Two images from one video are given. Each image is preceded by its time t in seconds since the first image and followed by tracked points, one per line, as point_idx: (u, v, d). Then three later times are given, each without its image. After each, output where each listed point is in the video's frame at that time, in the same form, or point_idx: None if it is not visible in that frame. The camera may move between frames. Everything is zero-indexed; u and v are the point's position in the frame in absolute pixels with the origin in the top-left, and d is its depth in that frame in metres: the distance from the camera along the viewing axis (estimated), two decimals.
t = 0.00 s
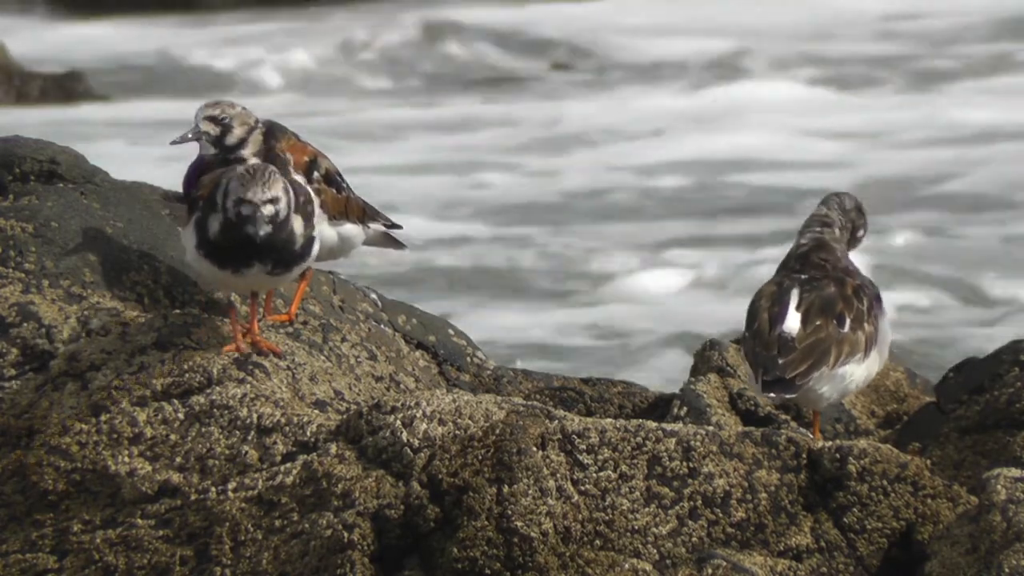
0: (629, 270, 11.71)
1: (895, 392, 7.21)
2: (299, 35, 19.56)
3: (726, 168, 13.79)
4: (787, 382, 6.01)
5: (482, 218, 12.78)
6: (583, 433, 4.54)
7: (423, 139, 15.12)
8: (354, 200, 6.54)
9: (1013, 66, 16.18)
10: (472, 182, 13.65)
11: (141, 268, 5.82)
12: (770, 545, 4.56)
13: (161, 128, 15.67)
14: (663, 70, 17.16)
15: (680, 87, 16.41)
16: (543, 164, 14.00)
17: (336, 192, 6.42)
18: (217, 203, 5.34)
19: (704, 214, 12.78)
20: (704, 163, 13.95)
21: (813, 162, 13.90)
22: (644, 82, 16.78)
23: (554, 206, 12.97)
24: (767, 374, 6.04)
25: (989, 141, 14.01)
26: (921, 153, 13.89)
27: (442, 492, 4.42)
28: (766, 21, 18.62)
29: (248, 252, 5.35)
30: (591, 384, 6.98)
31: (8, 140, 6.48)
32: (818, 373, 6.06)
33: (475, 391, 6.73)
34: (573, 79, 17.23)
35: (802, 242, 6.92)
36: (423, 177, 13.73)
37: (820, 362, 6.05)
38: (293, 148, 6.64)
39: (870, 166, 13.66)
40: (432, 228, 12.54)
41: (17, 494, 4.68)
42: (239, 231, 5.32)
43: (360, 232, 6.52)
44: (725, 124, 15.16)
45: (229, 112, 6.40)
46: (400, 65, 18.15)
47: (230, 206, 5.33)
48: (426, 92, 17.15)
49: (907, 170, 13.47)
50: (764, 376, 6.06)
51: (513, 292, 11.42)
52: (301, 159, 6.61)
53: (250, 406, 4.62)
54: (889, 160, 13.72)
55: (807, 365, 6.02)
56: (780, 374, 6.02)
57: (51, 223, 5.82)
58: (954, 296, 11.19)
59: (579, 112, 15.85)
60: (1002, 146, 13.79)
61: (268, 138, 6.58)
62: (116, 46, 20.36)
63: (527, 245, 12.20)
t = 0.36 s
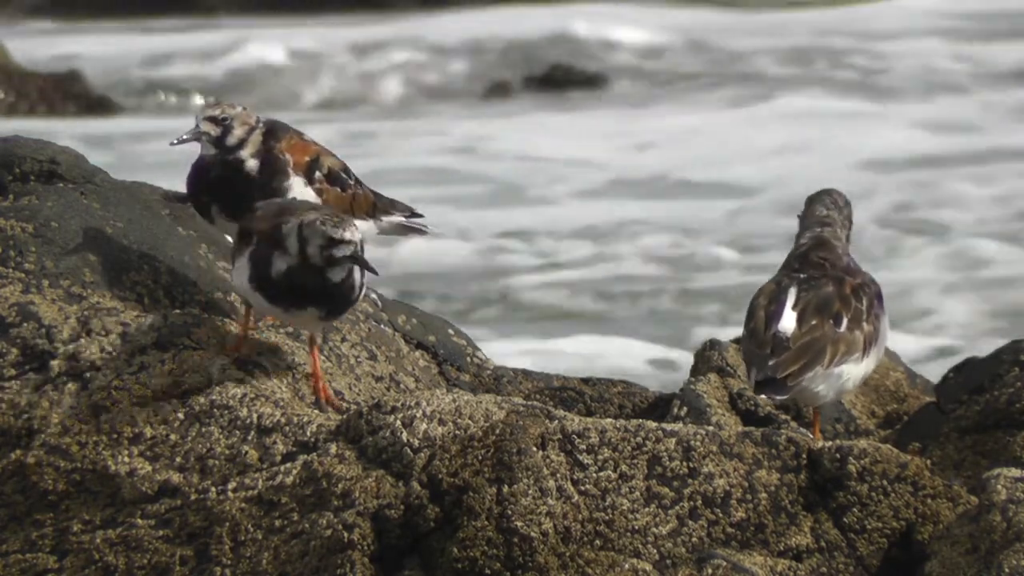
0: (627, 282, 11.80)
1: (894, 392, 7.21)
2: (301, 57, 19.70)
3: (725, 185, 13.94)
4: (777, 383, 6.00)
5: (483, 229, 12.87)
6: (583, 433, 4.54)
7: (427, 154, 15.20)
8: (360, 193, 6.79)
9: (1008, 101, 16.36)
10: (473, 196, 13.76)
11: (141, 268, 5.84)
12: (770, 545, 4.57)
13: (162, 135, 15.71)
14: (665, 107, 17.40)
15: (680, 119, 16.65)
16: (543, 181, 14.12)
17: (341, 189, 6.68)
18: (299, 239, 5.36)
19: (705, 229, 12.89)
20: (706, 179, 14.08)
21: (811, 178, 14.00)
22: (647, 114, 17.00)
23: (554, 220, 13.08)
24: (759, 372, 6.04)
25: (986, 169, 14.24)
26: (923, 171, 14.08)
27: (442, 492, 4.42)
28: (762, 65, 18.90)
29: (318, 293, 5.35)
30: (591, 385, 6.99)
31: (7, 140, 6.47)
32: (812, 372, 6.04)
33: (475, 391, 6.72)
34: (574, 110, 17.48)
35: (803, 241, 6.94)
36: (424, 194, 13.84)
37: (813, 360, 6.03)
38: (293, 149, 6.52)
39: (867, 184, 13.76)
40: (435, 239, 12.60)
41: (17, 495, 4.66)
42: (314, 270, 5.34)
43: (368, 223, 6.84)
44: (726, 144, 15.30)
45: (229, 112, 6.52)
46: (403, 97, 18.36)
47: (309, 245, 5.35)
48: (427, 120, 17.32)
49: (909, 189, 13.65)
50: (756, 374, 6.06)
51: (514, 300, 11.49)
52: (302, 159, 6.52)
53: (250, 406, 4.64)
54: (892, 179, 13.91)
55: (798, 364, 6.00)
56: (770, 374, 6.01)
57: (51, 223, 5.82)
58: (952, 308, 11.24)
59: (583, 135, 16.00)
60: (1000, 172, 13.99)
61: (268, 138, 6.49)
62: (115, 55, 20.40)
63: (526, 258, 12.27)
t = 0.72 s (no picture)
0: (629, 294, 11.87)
1: (895, 392, 7.20)
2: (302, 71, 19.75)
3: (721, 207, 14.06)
4: (777, 381, 5.98)
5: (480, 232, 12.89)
6: (583, 433, 4.54)
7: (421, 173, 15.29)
8: (359, 191, 6.68)
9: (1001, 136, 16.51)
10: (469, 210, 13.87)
11: (141, 269, 5.83)
12: (770, 545, 4.57)
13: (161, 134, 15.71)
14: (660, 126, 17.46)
15: (675, 138, 16.72)
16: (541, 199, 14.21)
17: (339, 190, 6.56)
18: (547, 266, 6.26)
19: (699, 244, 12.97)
20: (699, 202, 14.19)
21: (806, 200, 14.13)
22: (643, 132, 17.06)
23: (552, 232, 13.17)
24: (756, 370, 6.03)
25: (977, 194, 14.34)
26: (914, 201, 14.18)
27: (442, 492, 4.41)
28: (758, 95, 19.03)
29: (564, 314, 6.24)
30: (591, 385, 6.99)
31: (8, 140, 6.47)
32: (812, 371, 6.03)
33: (474, 390, 6.72)
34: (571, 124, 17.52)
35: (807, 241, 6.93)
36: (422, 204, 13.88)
37: (812, 360, 6.02)
38: (288, 150, 6.46)
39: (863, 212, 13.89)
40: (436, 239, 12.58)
41: (17, 494, 4.64)
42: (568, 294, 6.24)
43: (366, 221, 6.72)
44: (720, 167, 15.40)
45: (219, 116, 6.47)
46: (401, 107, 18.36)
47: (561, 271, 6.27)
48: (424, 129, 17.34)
49: (899, 217, 13.76)
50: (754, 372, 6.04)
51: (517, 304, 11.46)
52: (297, 161, 6.45)
53: (250, 406, 4.63)
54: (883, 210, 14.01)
55: (797, 364, 5.99)
56: (767, 372, 6.00)
57: (51, 223, 5.82)
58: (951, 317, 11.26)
59: (578, 152, 16.07)
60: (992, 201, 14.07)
61: (263, 141, 6.45)
62: (113, 60, 20.39)
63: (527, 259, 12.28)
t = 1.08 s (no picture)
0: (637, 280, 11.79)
1: (895, 392, 7.21)
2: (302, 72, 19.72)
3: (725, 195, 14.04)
4: (769, 374, 5.97)
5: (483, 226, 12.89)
6: (583, 434, 4.53)
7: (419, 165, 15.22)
8: (358, 191, 6.68)
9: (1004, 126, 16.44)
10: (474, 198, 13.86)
11: (141, 269, 5.83)
12: (770, 545, 4.57)
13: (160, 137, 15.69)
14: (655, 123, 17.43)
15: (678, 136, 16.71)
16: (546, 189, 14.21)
17: (338, 189, 6.56)
18: (564, 265, 6.28)
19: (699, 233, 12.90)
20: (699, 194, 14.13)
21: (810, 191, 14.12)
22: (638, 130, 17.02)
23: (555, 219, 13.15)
24: (750, 365, 6.01)
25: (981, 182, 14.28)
26: (910, 186, 14.16)
27: (442, 492, 4.41)
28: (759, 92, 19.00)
29: (581, 314, 6.27)
30: (590, 385, 6.99)
31: (7, 140, 6.46)
32: (806, 366, 6.03)
33: (474, 391, 6.71)
34: (565, 126, 17.51)
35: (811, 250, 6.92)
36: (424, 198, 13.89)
37: (806, 356, 6.03)
38: (285, 149, 6.45)
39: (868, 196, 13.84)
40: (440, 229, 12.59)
41: (17, 495, 4.65)
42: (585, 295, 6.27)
43: (366, 221, 6.72)
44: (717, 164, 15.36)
45: (218, 117, 6.50)
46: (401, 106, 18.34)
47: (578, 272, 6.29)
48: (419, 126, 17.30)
49: (897, 199, 13.72)
50: (748, 366, 6.02)
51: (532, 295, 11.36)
52: (294, 159, 6.44)
53: (250, 406, 4.63)
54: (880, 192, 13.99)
55: (790, 359, 5.99)
56: (761, 366, 5.98)
57: (51, 223, 5.82)
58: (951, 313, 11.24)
59: (574, 151, 16.04)
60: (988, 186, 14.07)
61: (261, 140, 6.46)
62: (111, 60, 20.35)
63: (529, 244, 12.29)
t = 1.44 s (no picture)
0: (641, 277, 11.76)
1: (895, 392, 7.21)
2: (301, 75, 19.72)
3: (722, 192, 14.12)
4: (768, 375, 5.96)
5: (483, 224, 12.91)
6: (583, 433, 4.54)
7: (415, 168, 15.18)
8: (359, 191, 6.68)
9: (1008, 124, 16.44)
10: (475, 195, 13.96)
11: (140, 268, 5.83)
12: (770, 545, 4.57)
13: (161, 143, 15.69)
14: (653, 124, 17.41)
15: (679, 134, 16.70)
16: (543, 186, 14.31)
17: (339, 189, 6.56)
18: (581, 262, 6.34)
19: (699, 227, 12.90)
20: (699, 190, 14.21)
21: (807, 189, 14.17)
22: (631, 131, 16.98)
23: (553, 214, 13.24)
24: (749, 365, 6.01)
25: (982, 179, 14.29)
26: (909, 183, 14.19)
27: (442, 492, 4.42)
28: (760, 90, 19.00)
29: (594, 311, 6.31)
30: (591, 386, 6.99)
31: (7, 140, 6.46)
32: (804, 367, 6.04)
33: (474, 391, 6.71)
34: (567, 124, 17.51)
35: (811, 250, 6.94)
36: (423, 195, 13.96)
37: (805, 356, 6.03)
38: (286, 149, 6.45)
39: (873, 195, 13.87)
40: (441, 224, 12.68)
41: (17, 495, 4.64)
42: (609, 288, 6.36)
43: (366, 221, 6.72)
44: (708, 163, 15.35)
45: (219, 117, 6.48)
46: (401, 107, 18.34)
47: (601, 267, 6.38)
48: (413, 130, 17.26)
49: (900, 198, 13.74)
50: (746, 366, 6.02)
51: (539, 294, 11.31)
52: (296, 159, 6.44)
53: (250, 406, 4.62)
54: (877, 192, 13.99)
55: (789, 360, 5.99)
56: (759, 367, 5.98)
57: (51, 223, 5.82)
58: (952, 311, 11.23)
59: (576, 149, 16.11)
60: (984, 183, 14.08)
61: (262, 139, 6.45)
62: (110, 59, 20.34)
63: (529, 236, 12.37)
